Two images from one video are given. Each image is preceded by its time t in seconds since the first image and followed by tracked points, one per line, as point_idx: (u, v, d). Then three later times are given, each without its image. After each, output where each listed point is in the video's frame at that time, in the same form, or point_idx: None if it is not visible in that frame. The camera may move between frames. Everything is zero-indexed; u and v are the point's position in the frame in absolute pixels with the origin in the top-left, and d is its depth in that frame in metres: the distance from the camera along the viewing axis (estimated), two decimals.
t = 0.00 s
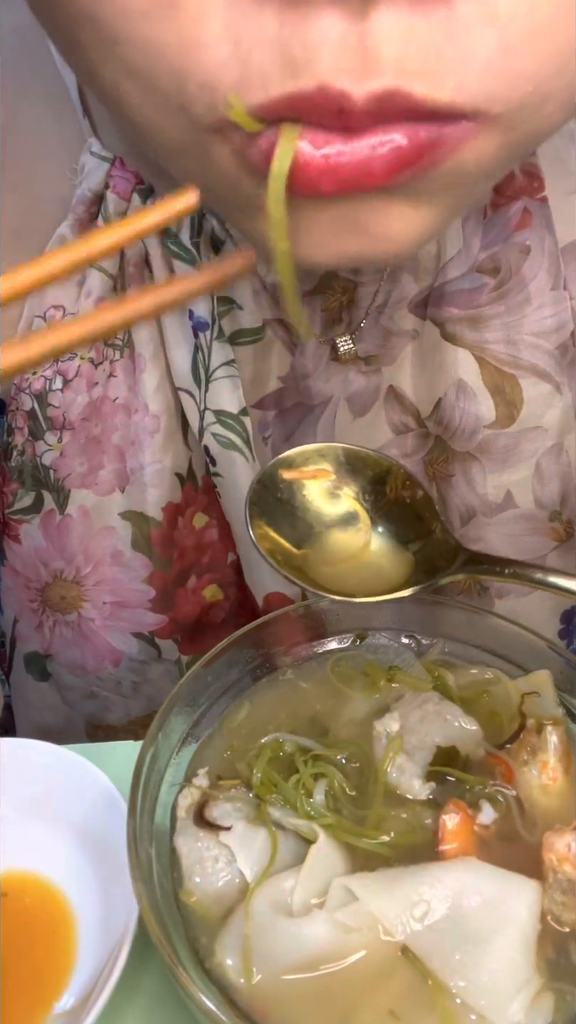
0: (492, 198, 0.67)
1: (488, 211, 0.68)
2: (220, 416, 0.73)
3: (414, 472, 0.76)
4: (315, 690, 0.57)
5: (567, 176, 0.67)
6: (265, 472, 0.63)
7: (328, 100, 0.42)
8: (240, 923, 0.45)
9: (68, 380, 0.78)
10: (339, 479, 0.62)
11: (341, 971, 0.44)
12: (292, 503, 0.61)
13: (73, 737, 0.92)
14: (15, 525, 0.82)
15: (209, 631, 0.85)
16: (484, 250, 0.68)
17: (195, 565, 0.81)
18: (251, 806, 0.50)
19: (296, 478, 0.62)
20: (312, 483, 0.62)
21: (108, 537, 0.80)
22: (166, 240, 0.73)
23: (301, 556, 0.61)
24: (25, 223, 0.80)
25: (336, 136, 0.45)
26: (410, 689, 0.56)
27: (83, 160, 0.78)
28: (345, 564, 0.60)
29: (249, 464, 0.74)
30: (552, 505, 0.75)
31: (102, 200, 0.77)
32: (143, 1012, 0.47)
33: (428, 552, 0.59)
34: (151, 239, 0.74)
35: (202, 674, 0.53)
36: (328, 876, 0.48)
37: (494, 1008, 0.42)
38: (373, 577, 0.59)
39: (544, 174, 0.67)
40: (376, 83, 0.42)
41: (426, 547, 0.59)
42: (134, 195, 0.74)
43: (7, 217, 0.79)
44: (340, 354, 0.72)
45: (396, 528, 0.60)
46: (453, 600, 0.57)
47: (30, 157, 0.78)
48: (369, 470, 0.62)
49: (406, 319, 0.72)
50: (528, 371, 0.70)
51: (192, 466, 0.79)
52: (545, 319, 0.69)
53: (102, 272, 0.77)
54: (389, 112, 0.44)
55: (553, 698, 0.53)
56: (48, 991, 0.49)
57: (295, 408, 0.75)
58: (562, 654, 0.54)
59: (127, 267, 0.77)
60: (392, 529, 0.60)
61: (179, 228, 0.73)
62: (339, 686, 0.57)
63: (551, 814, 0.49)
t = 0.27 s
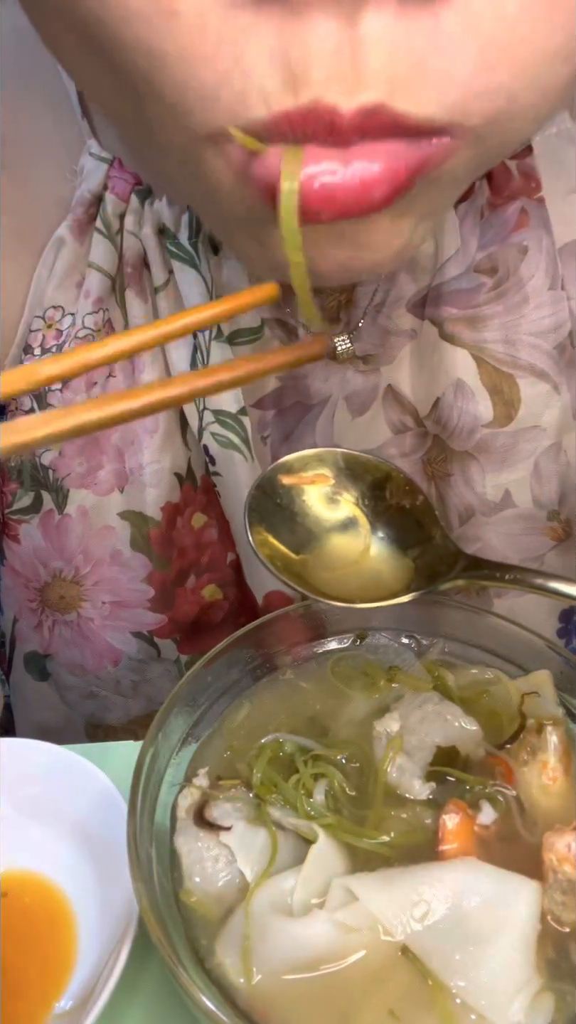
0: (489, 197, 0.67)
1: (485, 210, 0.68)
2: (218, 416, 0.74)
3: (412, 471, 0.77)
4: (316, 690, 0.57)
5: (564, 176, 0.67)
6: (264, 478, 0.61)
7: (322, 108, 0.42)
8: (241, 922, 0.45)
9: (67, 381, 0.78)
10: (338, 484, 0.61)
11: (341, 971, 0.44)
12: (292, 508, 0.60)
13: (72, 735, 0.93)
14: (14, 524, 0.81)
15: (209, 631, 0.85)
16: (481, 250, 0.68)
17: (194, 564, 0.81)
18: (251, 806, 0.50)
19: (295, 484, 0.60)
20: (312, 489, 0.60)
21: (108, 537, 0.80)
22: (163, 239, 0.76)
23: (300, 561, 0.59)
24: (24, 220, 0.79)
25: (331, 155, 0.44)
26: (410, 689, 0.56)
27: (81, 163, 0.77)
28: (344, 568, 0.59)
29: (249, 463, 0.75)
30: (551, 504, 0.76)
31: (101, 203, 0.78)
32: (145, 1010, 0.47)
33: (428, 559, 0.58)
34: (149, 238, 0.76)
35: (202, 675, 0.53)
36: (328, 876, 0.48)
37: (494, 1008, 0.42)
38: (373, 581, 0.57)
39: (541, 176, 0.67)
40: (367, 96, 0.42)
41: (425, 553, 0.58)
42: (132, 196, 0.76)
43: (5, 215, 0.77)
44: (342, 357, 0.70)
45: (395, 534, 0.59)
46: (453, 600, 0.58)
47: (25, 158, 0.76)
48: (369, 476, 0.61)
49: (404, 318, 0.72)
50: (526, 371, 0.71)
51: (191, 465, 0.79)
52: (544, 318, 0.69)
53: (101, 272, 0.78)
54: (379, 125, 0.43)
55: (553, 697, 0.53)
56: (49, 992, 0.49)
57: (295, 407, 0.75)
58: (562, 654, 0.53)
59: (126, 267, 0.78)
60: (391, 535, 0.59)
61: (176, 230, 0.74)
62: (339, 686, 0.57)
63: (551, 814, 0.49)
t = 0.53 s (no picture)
0: (488, 199, 0.69)
1: (485, 212, 0.70)
2: (218, 416, 0.75)
3: (411, 473, 0.75)
4: (316, 690, 0.57)
5: (562, 177, 0.70)
6: (263, 479, 0.62)
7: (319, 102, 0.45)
8: (241, 923, 0.45)
9: (68, 381, 0.79)
10: (336, 486, 0.62)
11: (341, 972, 0.44)
12: (291, 509, 0.61)
13: (73, 737, 0.92)
14: (16, 524, 0.81)
15: (209, 632, 0.84)
16: (480, 251, 0.70)
17: (194, 564, 0.81)
18: (251, 807, 0.50)
19: (294, 485, 0.62)
20: (310, 490, 0.62)
21: (109, 537, 0.80)
22: (165, 241, 0.74)
23: (298, 562, 0.60)
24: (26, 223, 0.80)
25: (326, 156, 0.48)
26: (411, 690, 0.56)
27: (82, 165, 0.78)
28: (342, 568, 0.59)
29: (250, 462, 0.75)
30: (550, 505, 0.75)
31: (101, 205, 0.78)
32: (145, 1010, 0.47)
33: (426, 559, 0.58)
34: (150, 238, 0.75)
35: (202, 675, 0.53)
36: (328, 876, 0.48)
37: (494, 1007, 0.42)
38: (369, 581, 0.58)
39: (539, 179, 0.69)
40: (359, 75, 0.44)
41: (423, 553, 0.59)
42: (132, 197, 0.76)
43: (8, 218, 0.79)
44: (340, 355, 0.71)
45: (393, 535, 0.60)
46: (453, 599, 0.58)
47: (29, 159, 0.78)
48: (367, 477, 0.62)
49: (405, 318, 0.72)
50: (524, 371, 0.71)
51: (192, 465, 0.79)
52: (542, 319, 0.70)
53: (102, 273, 0.76)
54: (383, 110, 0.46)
55: (553, 697, 0.53)
56: (49, 994, 0.49)
57: (295, 407, 0.75)
58: (561, 653, 0.53)
59: (126, 268, 0.76)
60: (390, 535, 0.60)
61: (178, 230, 0.73)
62: (339, 686, 0.57)
63: (551, 814, 0.49)
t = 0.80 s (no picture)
0: (484, 197, 0.68)
1: (481, 211, 0.68)
2: (217, 414, 0.74)
3: (409, 470, 0.75)
4: (316, 690, 0.57)
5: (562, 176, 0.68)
6: (260, 487, 0.60)
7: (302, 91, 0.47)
8: (241, 924, 0.45)
9: (68, 381, 0.78)
10: (333, 495, 0.61)
11: (341, 971, 0.44)
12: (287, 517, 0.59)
13: (72, 735, 0.93)
14: (16, 522, 0.82)
15: (207, 631, 0.84)
16: (477, 250, 0.69)
17: (193, 563, 0.81)
18: (251, 807, 0.50)
19: (291, 493, 0.60)
20: (307, 498, 0.60)
21: (108, 535, 0.80)
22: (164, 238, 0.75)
23: (296, 572, 0.58)
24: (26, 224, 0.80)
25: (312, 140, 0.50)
26: (411, 689, 0.56)
27: (81, 164, 0.79)
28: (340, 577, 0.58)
29: (248, 461, 0.75)
30: (548, 503, 0.76)
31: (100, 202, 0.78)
32: (145, 1011, 0.47)
33: (423, 569, 0.57)
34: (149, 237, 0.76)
35: (202, 675, 0.54)
36: (328, 876, 0.48)
37: (495, 1007, 0.42)
38: (367, 591, 0.57)
39: (537, 175, 0.68)
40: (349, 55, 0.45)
41: (420, 562, 0.57)
42: (132, 196, 0.76)
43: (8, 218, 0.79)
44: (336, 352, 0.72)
45: (391, 543, 0.59)
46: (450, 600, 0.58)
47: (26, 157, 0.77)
48: (364, 485, 0.61)
49: (402, 319, 0.71)
50: (522, 369, 0.71)
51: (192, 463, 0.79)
52: (539, 318, 0.69)
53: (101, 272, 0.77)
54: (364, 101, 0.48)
55: (553, 697, 0.53)
56: (49, 992, 0.49)
57: (293, 406, 0.75)
58: (561, 653, 0.54)
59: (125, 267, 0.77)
60: (387, 544, 0.59)
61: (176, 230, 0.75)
62: (339, 686, 0.57)
63: (551, 814, 0.49)
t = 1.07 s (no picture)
0: (483, 196, 0.68)
1: (480, 210, 0.69)
2: (216, 414, 0.73)
3: (408, 469, 0.76)
4: (316, 690, 0.57)
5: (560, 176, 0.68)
6: (260, 491, 0.60)
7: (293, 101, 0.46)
8: (241, 924, 0.45)
9: (65, 380, 0.78)
10: (333, 500, 0.60)
11: (342, 971, 0.44)
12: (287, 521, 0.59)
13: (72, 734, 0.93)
14: (14, 523, 0.82)
15: (207, 630, 0.85)
16: (476, 248, 0.69)
17: (192, 562, 0.81)
18: (251, 807, 0.50)
19: (290, 497, 0.60)
20: (307, 502, 0.60)
21: (107, 535, 0.80)
22: (161, 237, 0.73)
23: (295, 577, 0.58)
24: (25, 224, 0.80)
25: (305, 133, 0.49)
26: (411, 690, 0.56)
27: (78, 163, 0.76)
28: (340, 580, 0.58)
29: (246, 461, 0.74)
30: (547, 502, 0.76)
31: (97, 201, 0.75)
32: (144, 1011, 0.47)
33: (421, 574, 0.57)
34: (147, 236, 0.74)
35: (203, 675, 0.54)
36: (329, 876, 0.48)
37: (495, 1007, 0.42)
38: (365, 596, 0.57)
39: (535, 175, 0.68)
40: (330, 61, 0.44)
41: (419, 568, 0.57)
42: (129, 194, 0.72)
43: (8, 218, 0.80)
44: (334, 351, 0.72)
45: (390, 549, 0.59)
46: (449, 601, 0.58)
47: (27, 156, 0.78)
48: (364, 491, 0.61)
49: (401, 316, 0.72)
50: (521, 369, 0.70)
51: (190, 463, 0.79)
52: (538, 317, 0.69)
53: (99, 272, 0.77)
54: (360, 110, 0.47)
55: (553, 697, 0.53)
56: (48, 992, 0.49)
57: (292, 406, 0.76)
58: (561, 653, 0.54)
59: (123, 267, 0.77)
60: (386, 550, 0.59)
61: (174, 227, 0.72)
62: (339, 686, 0.57)
63: (552, 814, 0.49)
